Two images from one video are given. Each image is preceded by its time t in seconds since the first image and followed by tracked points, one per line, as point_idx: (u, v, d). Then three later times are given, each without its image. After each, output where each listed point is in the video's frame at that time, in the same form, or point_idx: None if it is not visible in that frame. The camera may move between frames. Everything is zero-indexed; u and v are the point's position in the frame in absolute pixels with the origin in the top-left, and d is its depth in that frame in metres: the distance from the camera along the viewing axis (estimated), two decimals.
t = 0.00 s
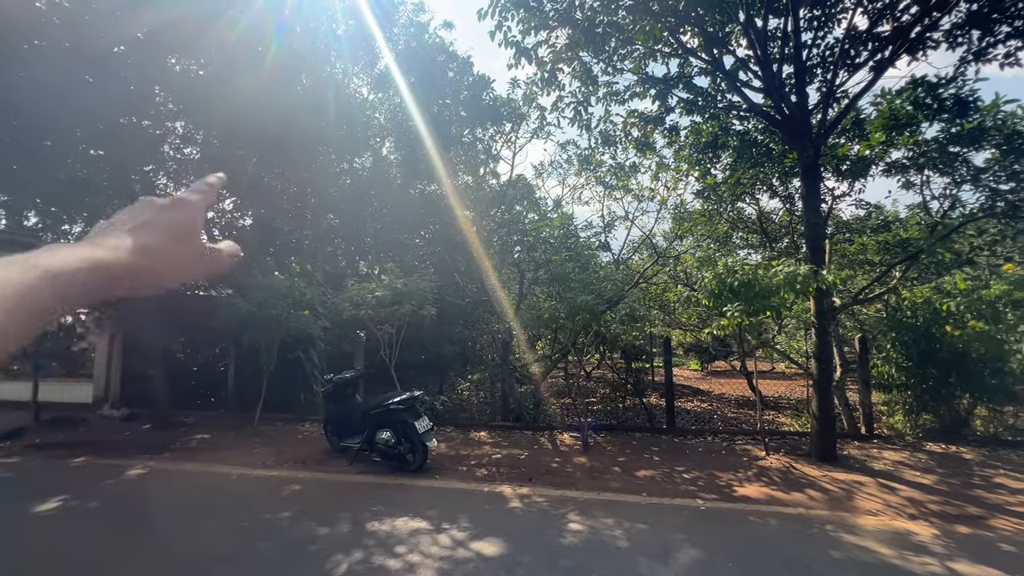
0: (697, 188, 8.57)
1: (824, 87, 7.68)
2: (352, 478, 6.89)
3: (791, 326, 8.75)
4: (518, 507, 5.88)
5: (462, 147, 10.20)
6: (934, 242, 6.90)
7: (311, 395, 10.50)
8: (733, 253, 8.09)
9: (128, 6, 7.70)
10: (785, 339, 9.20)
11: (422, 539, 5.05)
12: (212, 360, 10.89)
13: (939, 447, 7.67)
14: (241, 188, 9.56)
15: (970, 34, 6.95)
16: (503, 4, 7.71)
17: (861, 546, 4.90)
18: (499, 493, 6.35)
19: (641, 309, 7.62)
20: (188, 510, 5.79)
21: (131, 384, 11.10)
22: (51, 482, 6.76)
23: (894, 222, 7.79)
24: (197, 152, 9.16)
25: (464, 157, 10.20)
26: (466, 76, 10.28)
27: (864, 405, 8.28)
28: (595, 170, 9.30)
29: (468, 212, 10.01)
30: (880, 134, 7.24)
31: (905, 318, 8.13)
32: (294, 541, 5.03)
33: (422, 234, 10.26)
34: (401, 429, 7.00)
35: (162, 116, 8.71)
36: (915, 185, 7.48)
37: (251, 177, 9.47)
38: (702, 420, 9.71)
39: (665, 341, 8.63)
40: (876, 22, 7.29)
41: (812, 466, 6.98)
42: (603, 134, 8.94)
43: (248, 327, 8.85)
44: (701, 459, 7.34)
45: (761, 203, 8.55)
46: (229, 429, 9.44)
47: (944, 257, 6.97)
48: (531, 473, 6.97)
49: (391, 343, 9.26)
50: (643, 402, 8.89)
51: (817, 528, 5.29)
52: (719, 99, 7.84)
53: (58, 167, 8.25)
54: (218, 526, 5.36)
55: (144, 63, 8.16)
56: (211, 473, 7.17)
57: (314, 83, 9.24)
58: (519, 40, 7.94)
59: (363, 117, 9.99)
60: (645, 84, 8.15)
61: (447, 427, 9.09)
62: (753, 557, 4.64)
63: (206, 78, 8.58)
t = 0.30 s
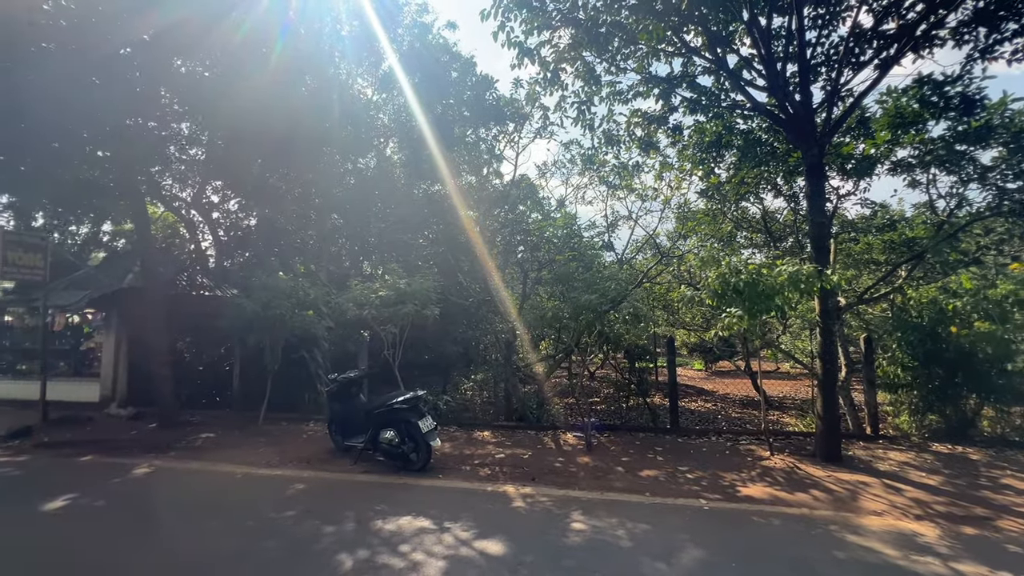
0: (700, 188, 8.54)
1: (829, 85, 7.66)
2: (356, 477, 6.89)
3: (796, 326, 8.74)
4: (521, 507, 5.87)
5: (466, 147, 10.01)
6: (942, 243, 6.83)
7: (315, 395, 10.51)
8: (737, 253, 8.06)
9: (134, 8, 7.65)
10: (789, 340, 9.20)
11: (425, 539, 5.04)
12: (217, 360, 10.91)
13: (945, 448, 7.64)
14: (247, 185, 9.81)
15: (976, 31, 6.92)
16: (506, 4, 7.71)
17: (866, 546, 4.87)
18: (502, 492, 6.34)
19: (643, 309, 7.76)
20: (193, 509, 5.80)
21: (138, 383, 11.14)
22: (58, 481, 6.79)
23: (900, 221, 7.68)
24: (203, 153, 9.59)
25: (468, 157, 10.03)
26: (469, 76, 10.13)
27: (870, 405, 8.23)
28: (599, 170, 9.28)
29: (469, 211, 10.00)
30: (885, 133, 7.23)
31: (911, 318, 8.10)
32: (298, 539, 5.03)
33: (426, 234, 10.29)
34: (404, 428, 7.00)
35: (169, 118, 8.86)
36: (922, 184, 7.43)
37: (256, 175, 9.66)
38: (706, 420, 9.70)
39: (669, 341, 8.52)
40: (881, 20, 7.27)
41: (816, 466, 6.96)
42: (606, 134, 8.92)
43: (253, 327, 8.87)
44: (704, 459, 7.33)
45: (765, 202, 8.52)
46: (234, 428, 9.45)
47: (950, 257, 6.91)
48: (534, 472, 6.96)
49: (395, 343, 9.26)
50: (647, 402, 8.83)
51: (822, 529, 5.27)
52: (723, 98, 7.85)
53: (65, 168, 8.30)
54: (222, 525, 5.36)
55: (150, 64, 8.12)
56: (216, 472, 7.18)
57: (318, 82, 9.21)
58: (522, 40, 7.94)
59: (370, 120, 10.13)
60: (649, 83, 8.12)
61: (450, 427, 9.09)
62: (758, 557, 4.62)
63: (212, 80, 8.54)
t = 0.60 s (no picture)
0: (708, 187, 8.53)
1: (838, 82, 7.61)
2: (363, 476, 6.90)
3: (804, 326, 8.69)
4: (528, 506, 5.85)
5: (471, 147, 10.25)
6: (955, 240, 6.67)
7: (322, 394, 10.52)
8: (744, 252, 8.01)
9: (143, 10, 7.66)
10: (797, 339, 9.12)
11: (433, 537, 5.04)
12: (226, 359, 10.95)
13: (956, 449, 7.57)
14: (256, 184, 9.78)
15: (986, 27, 6.87)
16: (512, 4, 7.70)
17: (876, 547, 4.84)
18: (509, 491, 6.33)
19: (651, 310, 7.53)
20: (202, 506, 5.82)
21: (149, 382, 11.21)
22: (68, 478, 6.81)
23: (910, 219, 7.71)
24: (212, 154, 9.55)
25: (473, 157, 10.26)
26: (475, 76, 10.30)
27: (880, 406, 8.18)
28: (605, 169, 9.24)
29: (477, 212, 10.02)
30: (896, 130, 7.20)
31: (921, 317, 8.09)
32: (307, 536, 5.03)
33: (433, 234, 10.23)
34: (411, 427, 6.99)
35: (177, 119, 8.93)
36: (932, 181, 7.38)
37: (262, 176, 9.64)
38: (714, 420, 9.66)
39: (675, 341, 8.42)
40: (891, 16, 7.22)
41: (825, 467, 6.92)
42: (612, 133, 8.90)
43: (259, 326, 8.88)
44: (712, 460, 7.29)
45: (773, 201, 8.47)
46: (242, 427, 9.48)
47: (961, 255, 6.78)
48: (541, 472, 6.95)
49: (402, 342, 9.27)
50: (653, 402, 8.86)
51: (832, 529, 5.24)
52: (730, 96, 7.81)
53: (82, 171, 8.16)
54: (232, 522, 5.38)
55: (156, 68, 8.09)
56: (225, 470, 7.20)
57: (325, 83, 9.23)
58: (528, 40, 7.94)
59: (378, 118, 10.07)
60: (656, 81, 8.09)
61: (457, 426, 9.08)
62: (768, 557, 4.59)
63: (220, 80, 8.60)
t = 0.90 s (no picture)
0: (714, 187, 8.54)
1: (847, 80, 7.57)
2: (371, 474, 6.91)
3: (814, 326, 8.63)
4: (536, 505, 5.85)
5: (478, 147, 10.15)
6: (970, 239, 6.58)
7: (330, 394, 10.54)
8: (752, 251, 7.97)
9: (154, 12, 7.68)
10: (807, 338, 8.92)
11: (441, 534, 5.04)
12: (236, 358, 11.01)
13: (967, 449, 7.51)
14: (263, 185, 9.76)
15: (998, 23, 6.81)
16: (518, 4, 7.69)
17: (886, 547, 4.80)
18: (517, 490, 6.32)
19: (659, 309, 7.52)
20: (214, 503, 5.85)
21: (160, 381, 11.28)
22: (82, 475, 6.86)
23: (922, 218, 7.59)
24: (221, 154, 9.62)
25: (480, 157, 10.15)
26: (481, 76, 10.24)
27: (891, 406, 8.14)
28: (611, 168, 9.21)
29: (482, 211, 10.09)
30: (907, 128, 7.15)
31: (933, 317, 7.96)
32: (316, 533, 5.04)
33: (439, 234, 10.38)
34: (419, 426, 7.00)
35: (187, 120, 8.95)
36: (944, 179, 7.32)
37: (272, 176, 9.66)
38: (722, 420, 9.62)
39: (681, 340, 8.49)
40: (901, 12, 7.16)
41: (834, 467, 6.87)
42: (619, 132, 8.87)
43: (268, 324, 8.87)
44: (720, 459, 7.26)
45: (781, 199, 8.42)
46: (251, 425, 9.52)
47: (976, 254, 6.71)
48: (548, 471, 6.94)
49: (409, 342, 9.29)
50: (661, 402, 8.80)
51: (841, 529, 5.21)
52: (738, 95, 7.75)
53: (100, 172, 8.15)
54: (243, 519, 5.40)
55: (168, 70, 8.12)
56: (235, 468, 7.23)
57: (333, 83, 9.25)
58: (535, 40, 7.92)
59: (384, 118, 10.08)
60: (662, 80, 8.06)
61: (464, 426, 9.09)
62: (776, 557, 4.57)
63: (230, 82, 8.64)
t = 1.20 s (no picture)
0: (721, 186, 8.47)
1: (855, 78, 7.51)
2: (378, 472, 6.92)
3: (822, 326, 8.58)
4: (542, 504, 5.84)
5: (483, 146, 10.13)
6: (979, 238, 6.51)
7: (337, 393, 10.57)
8: (759, 250, 7.93)
9: (161, 14, 7.71)
10: (814, 341, 8.91)
11: (446, 533, 5.04)
12: (243, 359, 11.07)
13: (976, 450, 7.48)
14: (269, 186, 9.83)
15: (1009, 20, 6.74)
16: (523, 5, 7.68)
17: (893, 549, 4.77)
18: (522, 489, 6.31)
19: (664, 309, 7.55)
20: (223, 500, 5.88)
21: (170, 380, 11.39)
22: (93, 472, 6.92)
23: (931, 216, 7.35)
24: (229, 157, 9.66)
25: (484, 156, 10.13)
26: (487, 75, 10.19)
27: (900, 406, 8.09)
28: (617, 167, 9.19)
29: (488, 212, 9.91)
30: (915, 125, 6.98)
31: (943, 317, 7.87)
32: (322, 531, 5.06)
33: (445, 234, 10.21)
34: (425, 425, 6.99)
35: (196, 123, 8.97)
36: (954, 177, 7.26)
37: (280, 177, 9.71)
38: (729, 420, 9.59)
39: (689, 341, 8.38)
40: (910, 9, 7.11)
41: (842, 468, 6.82)
42: (624, 131, 8.84)
43: (282, 321, 9.06)
44: (726, 459, 7.23)
45: (788, 198, 8.36)
46: (258, 424, 9.54)
47: (985, 251, 6.59)
48: (553, 470, 6.93)
49: (415, 341, 9.29)
50: (667, 402, 8.77)
51: (848, 530, 5.18)
52: (744, 93, 7.72)
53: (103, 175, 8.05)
54: (252, 516, 5.42)
55: (176, 71, 8.21)
56: (244, 466, 7.26)
57: (339, 85, 9.29)
58: (539, 40, 7.90)
59: (390, 118, 10.13)
60: (668, 79, 8.03)
61: (470, 425, 9.10)
62: (783, 558, 4.54)
63: (236, 85, 8.69)
